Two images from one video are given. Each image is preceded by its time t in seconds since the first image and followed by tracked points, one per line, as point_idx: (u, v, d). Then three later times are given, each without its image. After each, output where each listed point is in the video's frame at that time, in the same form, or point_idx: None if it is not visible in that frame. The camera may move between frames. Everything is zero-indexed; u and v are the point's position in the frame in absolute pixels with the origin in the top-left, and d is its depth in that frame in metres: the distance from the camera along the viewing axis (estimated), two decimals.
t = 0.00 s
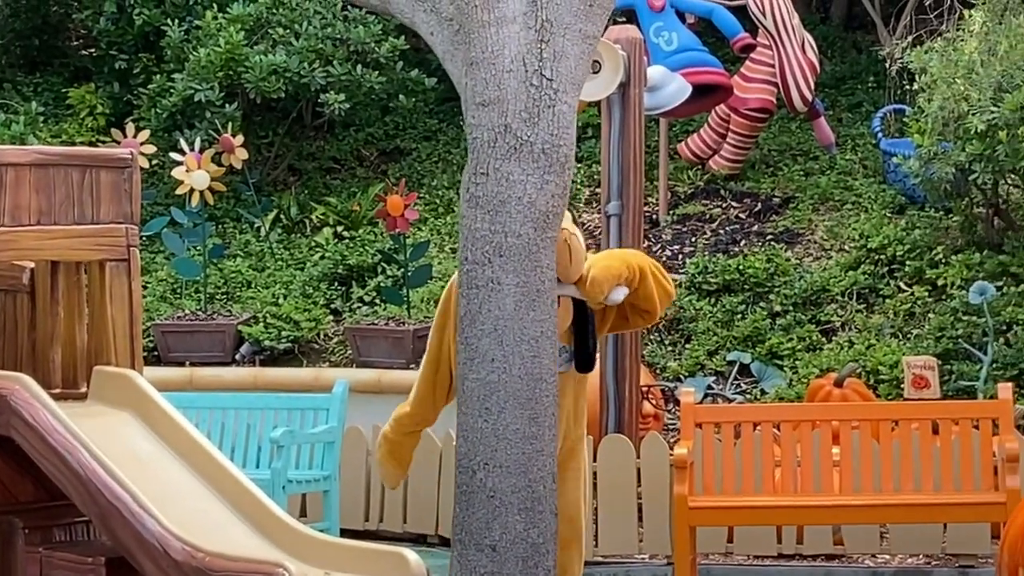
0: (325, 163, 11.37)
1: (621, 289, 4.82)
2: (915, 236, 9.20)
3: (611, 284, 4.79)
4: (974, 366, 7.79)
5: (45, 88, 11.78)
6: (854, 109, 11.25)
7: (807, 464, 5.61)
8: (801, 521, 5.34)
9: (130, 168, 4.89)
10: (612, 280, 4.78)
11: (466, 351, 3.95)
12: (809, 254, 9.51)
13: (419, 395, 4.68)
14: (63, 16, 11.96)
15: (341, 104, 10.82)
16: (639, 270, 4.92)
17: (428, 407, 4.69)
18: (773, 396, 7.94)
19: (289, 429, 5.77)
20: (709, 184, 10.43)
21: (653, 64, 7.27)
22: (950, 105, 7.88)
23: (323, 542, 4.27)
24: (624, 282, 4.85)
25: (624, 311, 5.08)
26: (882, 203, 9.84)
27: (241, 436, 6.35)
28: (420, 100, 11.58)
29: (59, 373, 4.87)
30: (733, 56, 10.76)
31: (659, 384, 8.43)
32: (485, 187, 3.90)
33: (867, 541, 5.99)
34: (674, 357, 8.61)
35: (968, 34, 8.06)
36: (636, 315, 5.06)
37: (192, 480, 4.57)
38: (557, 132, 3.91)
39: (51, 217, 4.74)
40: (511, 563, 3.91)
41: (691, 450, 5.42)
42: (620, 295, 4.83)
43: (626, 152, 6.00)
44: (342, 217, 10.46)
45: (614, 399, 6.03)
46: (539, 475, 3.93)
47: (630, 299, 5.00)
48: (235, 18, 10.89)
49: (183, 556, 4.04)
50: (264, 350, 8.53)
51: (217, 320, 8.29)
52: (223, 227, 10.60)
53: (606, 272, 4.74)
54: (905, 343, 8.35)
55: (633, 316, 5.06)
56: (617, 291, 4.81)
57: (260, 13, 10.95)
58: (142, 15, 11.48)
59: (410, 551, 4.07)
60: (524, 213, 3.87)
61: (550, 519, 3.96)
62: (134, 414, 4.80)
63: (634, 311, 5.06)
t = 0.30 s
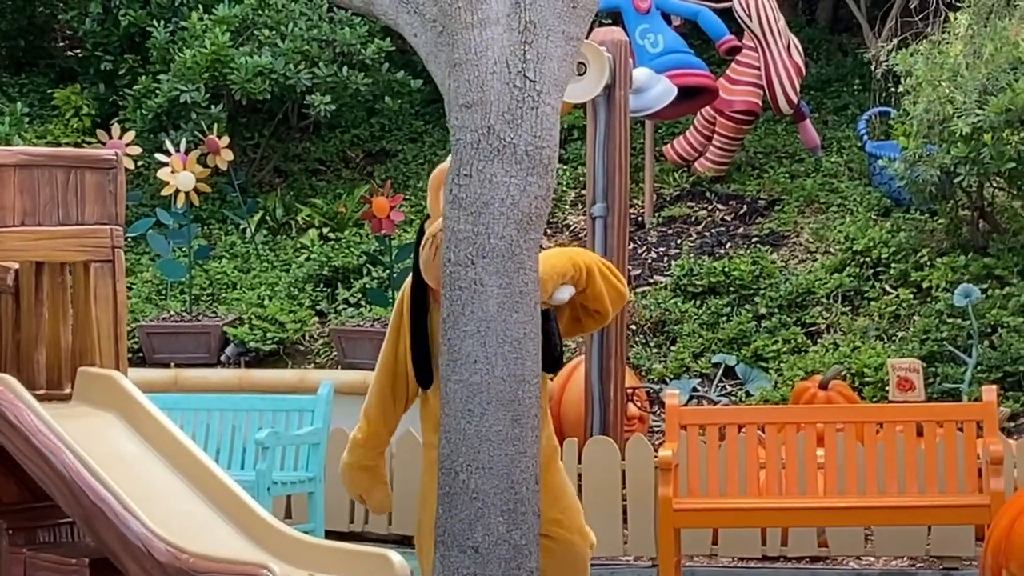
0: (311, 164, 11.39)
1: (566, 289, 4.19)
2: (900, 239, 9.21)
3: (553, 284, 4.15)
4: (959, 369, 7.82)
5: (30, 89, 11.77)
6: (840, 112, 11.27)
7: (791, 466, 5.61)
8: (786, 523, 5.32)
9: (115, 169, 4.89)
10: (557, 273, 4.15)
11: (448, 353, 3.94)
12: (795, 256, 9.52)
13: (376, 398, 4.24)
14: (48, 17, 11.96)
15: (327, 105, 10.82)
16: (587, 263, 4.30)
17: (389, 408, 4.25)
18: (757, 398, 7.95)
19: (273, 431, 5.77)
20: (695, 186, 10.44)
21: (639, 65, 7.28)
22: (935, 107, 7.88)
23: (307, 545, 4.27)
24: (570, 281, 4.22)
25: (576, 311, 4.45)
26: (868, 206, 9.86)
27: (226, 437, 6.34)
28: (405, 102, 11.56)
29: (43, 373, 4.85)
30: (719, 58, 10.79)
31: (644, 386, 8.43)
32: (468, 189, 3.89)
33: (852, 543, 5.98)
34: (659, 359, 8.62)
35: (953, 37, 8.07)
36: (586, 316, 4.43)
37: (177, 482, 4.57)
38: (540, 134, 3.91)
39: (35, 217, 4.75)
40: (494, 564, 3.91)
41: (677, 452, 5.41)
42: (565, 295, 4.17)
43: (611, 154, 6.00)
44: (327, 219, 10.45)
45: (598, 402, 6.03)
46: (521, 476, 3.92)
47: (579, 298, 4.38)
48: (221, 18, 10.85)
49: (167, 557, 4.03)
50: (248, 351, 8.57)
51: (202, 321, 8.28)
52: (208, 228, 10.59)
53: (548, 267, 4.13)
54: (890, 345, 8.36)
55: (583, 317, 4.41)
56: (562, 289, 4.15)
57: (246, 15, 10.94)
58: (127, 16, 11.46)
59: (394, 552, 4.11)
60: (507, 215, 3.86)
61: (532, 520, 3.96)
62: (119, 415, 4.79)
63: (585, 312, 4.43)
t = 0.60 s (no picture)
0: (314, 166, 11.40)
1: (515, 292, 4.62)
2: (902, 241, 9.21)
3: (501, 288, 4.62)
4: (961, 371, 7.82)
5: (34, 89, 11.82)
6: (842, 113, 11.28)
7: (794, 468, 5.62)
8: (789, 525, 5.33)
9: (119, 170, 4.91)
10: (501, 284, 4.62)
11: (451, 353, 3.94)
12: (797, 258, 9.53)
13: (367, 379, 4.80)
14: (52, 17, 12.03)
15: (330, 106, 10.84)
16: (554, 267, 4.66)
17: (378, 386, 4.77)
18: (759, 400, 7.95)
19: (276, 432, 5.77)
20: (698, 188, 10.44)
21: (641, 67, 7.30)
22: (938, 109, 7.90)
23: (310, 545, 4.28)
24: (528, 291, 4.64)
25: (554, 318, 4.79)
26: (870, 208, 9.87)
27: (229, 438, 6.35)
28: (408, 104, 11.46)
29: (48, 373, 4.89)
30: (722, 59, 10.81)
31: (646, 387, 8.44)
32: (472, 189, 3.90)
33: (854, 545, 5.98)
34: (661, 361, 8.63)
35: (956, 39, 8.09)
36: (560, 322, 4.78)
37: (181, 482, 4.59)
38: (543, 135, 3.92)
39: (39, 218, 4.76)
40: (496, 565, 3.89)
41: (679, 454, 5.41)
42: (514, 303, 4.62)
43: (614, 155, 6.00)
44: (330, 220, 10.44)
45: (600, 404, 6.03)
46: (524, 476, 3.92)
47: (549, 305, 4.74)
48: (225, 20, 10.85)
49: (171, 557, 4.05)
50: (252, 351, 8.61)
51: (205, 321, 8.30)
52: (211, 229, 10.60)
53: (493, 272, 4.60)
54: (892, 347, 8.37)
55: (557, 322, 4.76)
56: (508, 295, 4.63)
57: (249, 15, 10.96)
58: (131, 16, 11.48)
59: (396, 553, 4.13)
60: (510, 215, 3.87)
61: (535, 520, 3.95)
62: (123, 415, 4.81)
63: (563, 318, 4.78)
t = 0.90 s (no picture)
0: (334, 165, 11.44)
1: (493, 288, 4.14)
2: (923, 241, 9.21)
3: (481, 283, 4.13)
4: (983, 372, 7.81)
5: (57, 88, 11.97)
6: (863, 114, 11.27)
7: (815, 468, 5.62)
8: (809, 526, 5.32)
9: (141, 169, 5.33)
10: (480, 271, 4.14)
11: (478, 352, 3.92)
12: (817, 258, 9.53)
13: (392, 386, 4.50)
14: (75, 17, 12.03)
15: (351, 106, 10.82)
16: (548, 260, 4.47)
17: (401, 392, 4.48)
18: (780, 400, 7.96)
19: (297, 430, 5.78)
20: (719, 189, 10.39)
21: (662, 67, 7.31)
22: (961, 110, 7.89)
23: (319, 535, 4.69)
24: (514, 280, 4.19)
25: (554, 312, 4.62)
26: (891, 208, 9.87)
27: (250, 436, 6.37)
28: (428, 102, 11.53)
29: (71, 370, 5.36)
30: (742, 59, 10.84)
31: (666, 387, 8.46)
32: (498, 188, 3.88)
33: (875, 545, 5.97)
34: (682, 360, 8.65)
35: (978, 39, 8.09)
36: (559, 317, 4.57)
37: (200, 477, 5.01)
38: (570, 134, 3.89)
39: (64, 216, 5.15)
40: (521, 563, 3.86)
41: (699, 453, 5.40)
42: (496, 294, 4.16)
43: (635, 154, 6.00)
44: (351, 218, 10.52)
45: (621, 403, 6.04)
46: (550, 476, 3.89)
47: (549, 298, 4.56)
48: (247, 19, 10.91)
49: (192, 554, 4.47)
50: (272, 350, 8.66)
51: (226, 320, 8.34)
52: (232, 227, 10.63)
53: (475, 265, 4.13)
54: (914, 348, 8.37)
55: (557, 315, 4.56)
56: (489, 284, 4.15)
57: (272, 15, 11.01)
58: (154, 16, 11.55)
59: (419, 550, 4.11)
60: (537, 215, 3.85)
61: (560, 519, 3.92)
62: (144, 412, 5.24)
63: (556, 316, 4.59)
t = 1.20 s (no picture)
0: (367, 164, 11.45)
1: (461, 276, 4.34)
2: (957, 242, 9.16)
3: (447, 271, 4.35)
4: (1018, 373, 7.78)
5: (90, 87, 12.16)
6: (896, 114, 11.25)
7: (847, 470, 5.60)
8: (841, 527, 5.31)
9: (177, 167, 5.37)
10: (445, 263, 4.36)
11: (514, 350, 3.89)
12: (850, 259, 9.51)
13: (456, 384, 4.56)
14: (108, 16, 12.34)
15: (382, 104, 10.94)
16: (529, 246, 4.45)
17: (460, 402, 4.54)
18: (813, 401, 7.96)
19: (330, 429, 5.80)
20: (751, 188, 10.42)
21: (695, 66, 7.32)
22: (995, 110, 7.87)
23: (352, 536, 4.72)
24: (485, 269, 4.35)
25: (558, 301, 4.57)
26: (924, 209, 9.84)
27: (283, 434, 6.41)
28: (460, 101, 11.51)
29: (105, 369, 5.44)
30: (774, 59, 10.85)
31: (699, 387, 8.47)
32: (535, 188, 3.83)
33: (908, 546, 5.96)
34: (714, 361, 8.66)
35: (1013, 40, 8.07)
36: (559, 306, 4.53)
37: (233, 475, 5.03)
38: (607, 133, 3.85)
39: (98, 215, 5.14)
40: (558, 562, 3.84)
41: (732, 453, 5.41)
42: (461, 284, 4.35)
43: (668, 153, 6.00)
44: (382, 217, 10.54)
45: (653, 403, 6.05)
46: (586, 474, 3.87)
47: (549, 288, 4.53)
48: (280, 18, 11.06)
49: (226, 552, 4.49)
50: (304, 349, 8.69)
51: (259, 318, 8.38)
52: (264, 226, 10.67)
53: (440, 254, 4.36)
54: (947, 349, 8.35)
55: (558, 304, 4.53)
56: (455, 276, 4.35)
57: (304, 15, 11.16)
58: (187, 15, 11.70)
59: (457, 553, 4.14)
60: (574, 214, 3.81)
61: (597, 518, 3.89)
62: (177, 410, 5.24)
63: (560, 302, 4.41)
